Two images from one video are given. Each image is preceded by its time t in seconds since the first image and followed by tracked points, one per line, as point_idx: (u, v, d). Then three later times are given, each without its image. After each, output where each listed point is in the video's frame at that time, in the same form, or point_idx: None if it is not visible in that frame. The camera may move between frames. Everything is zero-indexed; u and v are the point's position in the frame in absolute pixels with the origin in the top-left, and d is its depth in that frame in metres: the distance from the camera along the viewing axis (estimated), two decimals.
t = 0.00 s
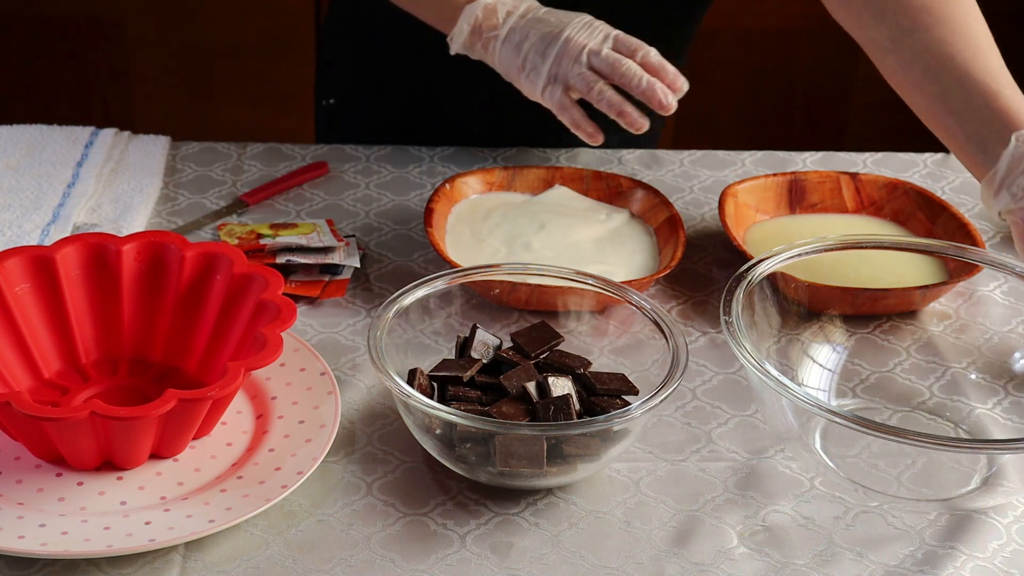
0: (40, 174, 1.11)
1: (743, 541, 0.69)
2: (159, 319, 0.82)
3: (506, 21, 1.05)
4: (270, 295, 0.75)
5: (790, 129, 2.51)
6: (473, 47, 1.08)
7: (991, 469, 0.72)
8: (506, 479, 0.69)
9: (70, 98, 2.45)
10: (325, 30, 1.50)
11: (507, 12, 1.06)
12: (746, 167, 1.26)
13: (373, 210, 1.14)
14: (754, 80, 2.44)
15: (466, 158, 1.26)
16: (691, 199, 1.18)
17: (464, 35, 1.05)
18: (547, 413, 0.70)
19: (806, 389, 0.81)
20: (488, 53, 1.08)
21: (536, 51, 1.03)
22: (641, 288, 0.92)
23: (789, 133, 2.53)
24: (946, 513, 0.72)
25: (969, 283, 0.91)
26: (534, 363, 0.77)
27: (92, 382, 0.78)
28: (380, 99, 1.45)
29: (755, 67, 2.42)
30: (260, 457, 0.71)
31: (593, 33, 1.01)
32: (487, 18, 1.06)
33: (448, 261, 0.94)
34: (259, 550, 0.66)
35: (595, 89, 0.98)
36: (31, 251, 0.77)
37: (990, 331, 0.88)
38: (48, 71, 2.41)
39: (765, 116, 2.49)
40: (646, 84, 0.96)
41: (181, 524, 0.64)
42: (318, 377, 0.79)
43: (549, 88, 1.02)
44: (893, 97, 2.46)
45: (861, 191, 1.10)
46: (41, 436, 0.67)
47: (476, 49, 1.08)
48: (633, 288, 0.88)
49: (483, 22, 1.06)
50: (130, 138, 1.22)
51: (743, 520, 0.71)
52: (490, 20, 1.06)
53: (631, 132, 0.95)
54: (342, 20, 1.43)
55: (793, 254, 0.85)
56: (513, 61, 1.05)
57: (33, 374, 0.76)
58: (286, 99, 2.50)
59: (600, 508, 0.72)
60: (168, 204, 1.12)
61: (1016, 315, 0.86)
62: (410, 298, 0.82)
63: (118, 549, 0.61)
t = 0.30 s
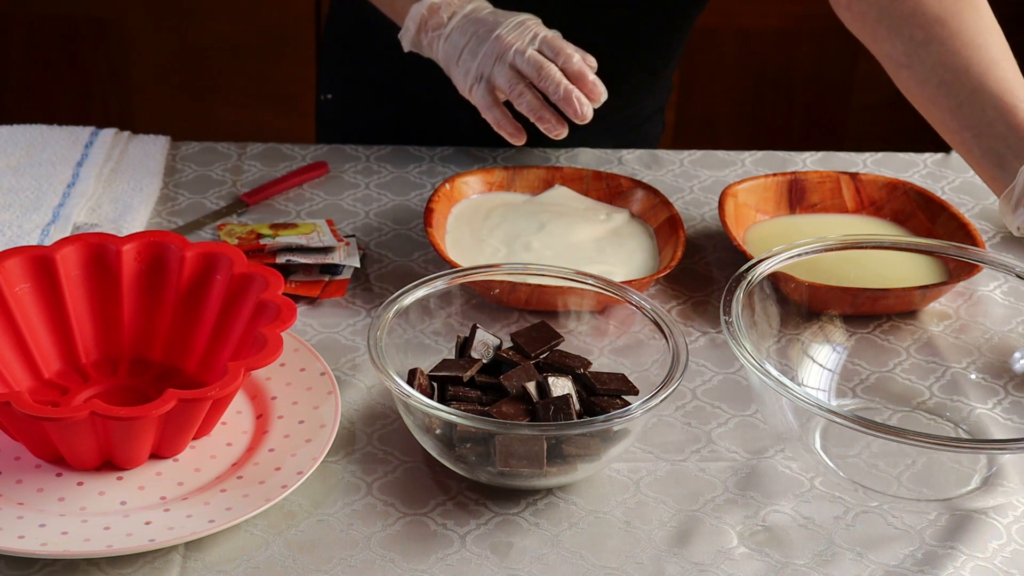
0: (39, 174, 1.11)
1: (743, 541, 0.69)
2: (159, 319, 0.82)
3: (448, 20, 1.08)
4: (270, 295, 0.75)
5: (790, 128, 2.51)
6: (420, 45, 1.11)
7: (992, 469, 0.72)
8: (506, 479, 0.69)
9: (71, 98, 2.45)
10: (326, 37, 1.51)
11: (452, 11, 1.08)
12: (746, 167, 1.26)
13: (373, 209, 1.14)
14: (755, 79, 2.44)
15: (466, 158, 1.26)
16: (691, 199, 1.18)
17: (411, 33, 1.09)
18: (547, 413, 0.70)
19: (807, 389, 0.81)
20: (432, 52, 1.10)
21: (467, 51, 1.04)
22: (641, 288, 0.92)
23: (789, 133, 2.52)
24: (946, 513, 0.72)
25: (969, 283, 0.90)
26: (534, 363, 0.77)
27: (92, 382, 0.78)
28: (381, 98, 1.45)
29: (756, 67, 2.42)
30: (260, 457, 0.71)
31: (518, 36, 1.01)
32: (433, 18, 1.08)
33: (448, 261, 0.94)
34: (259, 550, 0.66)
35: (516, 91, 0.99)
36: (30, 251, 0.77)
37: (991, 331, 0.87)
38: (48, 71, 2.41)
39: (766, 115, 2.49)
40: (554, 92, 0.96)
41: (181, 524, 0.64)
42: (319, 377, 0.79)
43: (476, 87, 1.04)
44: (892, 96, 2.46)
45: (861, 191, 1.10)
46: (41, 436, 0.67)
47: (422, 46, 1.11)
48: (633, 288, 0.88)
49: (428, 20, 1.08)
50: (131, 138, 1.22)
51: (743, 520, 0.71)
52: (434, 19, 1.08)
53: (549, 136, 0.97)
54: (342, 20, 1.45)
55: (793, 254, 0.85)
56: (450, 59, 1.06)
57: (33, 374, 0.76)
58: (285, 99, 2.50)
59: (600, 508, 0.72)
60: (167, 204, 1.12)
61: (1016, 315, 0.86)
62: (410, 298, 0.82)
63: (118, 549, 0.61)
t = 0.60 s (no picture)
0: (39, 174, 1.11)
1: (743, 541, 0.69)
2: (159, 319, 0.82)
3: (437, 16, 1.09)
4: (270, 295, 0.75)
5: (790, 128, 2.51)
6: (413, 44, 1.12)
7: (992, 469, 0.72)
8: (506, 479, 0.69)
9: (71, 98, 2.45)
10: (320, 33, 1.50)
11: (440, 7, 1.09)
12: (746, 167, 1.26)
13: (373, 209, 1.14)
14: (755, 79, 2.44)
15: (466, 158, 1.26)
16: (691, 199, 1.18)
17: (402, 32, 1.11)
18: (547, 413, 0.70)
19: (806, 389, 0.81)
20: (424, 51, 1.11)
21: (451, 43, 1.05)
22: (641, 288, 0.92)
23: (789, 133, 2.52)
24: (946, 513, 0.72)
25: (969, 284, 0.90)
26: (534, 363, 0.77)
27: (92, 382, 0.78)
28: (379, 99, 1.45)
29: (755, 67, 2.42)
30: (260, 457, 0.71)
31: (497, 24, 1.00)
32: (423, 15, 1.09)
33: (448, 261, 0.94)
34: (259, 550, 0.66)
35: (495, 79, 0.99)
36: (30, 251, 0.77)
37: (991, 331, 0.88)
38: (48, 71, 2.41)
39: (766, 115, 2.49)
40: (528, 80, 0.95)
41: (181, 524, 0.64)
42: (318, 377, 0.79)
43: (460, 80, 1.04)
44: (892, 96, 2.47)
45: (861, 191, 1.10)
46: (41, 436, 0.67)
47: (414, 46, 1.12)
48: (633, 288, 0.88)
49: (419, 17, 1.10)
50: (131, 138, 1.22)
51: (743, 521, 0.71)
52: (424, 16, 1.09)
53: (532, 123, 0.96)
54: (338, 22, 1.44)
55: (793, 255, 0.85)
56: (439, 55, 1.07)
57: (33, 374, 0.76)
58: (286, 98, 2.49)
59: (600, 508, 0.72)
60: (167, 204, 1.12)
61: (1016, 315, 0.87)
62: (410, 298, 0.82)
63: (118, 549, 0.61)
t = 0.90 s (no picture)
0: (39, 174, 1.11)
1: (743, 541, 0.69)
2: (160, 319, 0.82)
3: None
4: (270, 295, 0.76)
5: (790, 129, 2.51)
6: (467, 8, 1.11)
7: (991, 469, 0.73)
8: (506, 479, 0.69)
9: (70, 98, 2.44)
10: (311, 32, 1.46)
11: None
12: (746, 167, 1.26)
13: (373, 209, 1.14)
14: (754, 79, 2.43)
15: (466, 158, 1.26)
16: (691, 199, 1.18)
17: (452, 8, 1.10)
18: (547, 413, 0.70)
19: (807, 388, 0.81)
20: (460, 10, 1.18)
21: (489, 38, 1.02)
22: (641, 288, 0.92)
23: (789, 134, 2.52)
24: (945, 513, 0.72)
25: (969, 283, 0.91)
26: (534, 363, 0.77)
27: (93, 382, 0.78)
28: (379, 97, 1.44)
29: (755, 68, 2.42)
30: (260, 457, 0.71)
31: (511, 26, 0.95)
32: None
33: (448, 261, 0.94)
34: (259, 550, 0.66)
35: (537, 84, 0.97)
36: (31, 251, 0.78)
37: (991, 330, 0.89)
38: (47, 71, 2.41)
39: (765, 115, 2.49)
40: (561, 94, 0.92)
41: (181, 524, 0.64)
42: (318, 377, 0.79)
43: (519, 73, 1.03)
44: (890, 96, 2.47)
45: (861, 190, 1.10)
46: (41, 436, 0.67)
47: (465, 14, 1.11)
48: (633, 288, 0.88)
49: None
50: (131, 138, 1.22)
51: (743, 520, 0.71)
52: None
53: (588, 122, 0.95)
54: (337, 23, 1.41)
55: (793, 255, 0.85)
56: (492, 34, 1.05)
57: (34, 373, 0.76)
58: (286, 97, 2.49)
59: (600, 508, 0.72)
60: (168, 204, 1.12)
61: (1016, 315, 0.88)
62: (410, 298, 0.82)
63: (118, 549, 0.61)
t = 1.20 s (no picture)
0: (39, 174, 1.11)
1: (743, 541, 0.69)
2: (160, 318, 0.82)
3: None
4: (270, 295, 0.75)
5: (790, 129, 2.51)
6: None
7: (991, 469, 0.73)
8: (506, 479, 0.69)
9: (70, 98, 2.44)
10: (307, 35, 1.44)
11: None
12: (746, 167, 1.26)
13: (373, 209, 1.14)
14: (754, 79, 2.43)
15: (466, 158, 1.26)
16: (691, 199, 1.18)
17: None
18: (547, 413, 0.70)
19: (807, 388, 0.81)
20: None
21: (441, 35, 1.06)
22: (641, 288, 0.92)
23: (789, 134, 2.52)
24: (946, 513, 0.72)
25: (969, 283, 0.91)
26: (534, 363, 0.77)
27: (93, 382, 0.78)
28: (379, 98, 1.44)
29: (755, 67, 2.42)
30: (260, 457, 0.71)
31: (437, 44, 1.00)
32: None
33: (448, 261, 0.94)
34: (259, 550, 0.66)
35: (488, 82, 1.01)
36: (31, 251, 0.77)
37: (991, 330, 0.89)
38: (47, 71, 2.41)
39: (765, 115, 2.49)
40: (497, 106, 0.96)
41: (181, 524, 0.64)
42: (319, 377, 0.79)
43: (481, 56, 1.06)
44: (889, 96, 2.47)
45: (861, 190, 1.10)
46: (41, 436, 0.67)
47: None
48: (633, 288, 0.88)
49: None
50: (130, 138, 1.22)
51: (743, 520, 0.71)
52: None
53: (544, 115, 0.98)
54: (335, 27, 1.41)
55: (793, 255, 0.85)
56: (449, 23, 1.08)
57: (34, 373, 0.76)
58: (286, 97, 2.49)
59: (600, 508, 0.72)
60: (168, 204, 1.12)
61: (1016, 315, 0.88)
62: (410, 298, 0.82)
63: (118, 550, 0.61)
